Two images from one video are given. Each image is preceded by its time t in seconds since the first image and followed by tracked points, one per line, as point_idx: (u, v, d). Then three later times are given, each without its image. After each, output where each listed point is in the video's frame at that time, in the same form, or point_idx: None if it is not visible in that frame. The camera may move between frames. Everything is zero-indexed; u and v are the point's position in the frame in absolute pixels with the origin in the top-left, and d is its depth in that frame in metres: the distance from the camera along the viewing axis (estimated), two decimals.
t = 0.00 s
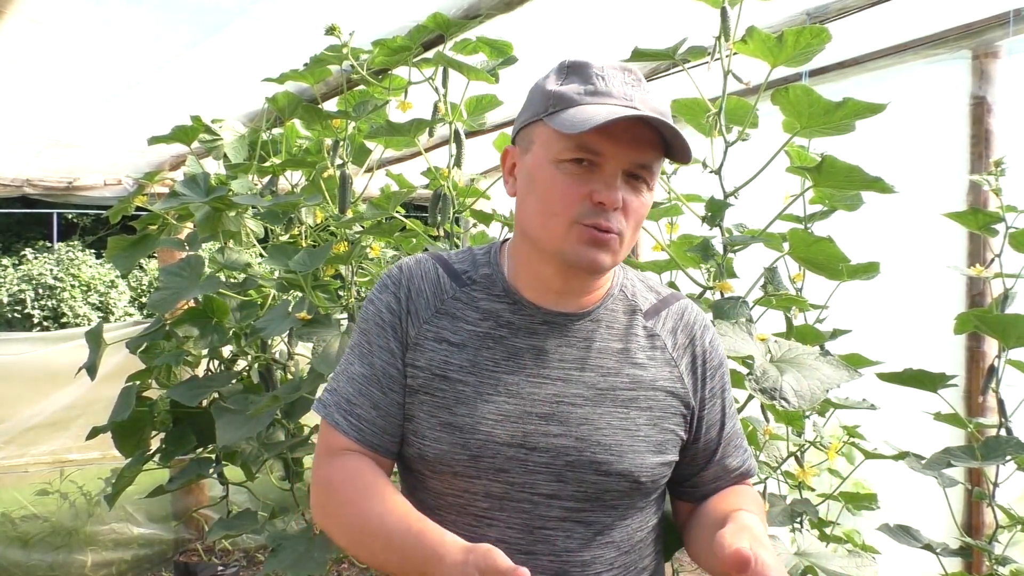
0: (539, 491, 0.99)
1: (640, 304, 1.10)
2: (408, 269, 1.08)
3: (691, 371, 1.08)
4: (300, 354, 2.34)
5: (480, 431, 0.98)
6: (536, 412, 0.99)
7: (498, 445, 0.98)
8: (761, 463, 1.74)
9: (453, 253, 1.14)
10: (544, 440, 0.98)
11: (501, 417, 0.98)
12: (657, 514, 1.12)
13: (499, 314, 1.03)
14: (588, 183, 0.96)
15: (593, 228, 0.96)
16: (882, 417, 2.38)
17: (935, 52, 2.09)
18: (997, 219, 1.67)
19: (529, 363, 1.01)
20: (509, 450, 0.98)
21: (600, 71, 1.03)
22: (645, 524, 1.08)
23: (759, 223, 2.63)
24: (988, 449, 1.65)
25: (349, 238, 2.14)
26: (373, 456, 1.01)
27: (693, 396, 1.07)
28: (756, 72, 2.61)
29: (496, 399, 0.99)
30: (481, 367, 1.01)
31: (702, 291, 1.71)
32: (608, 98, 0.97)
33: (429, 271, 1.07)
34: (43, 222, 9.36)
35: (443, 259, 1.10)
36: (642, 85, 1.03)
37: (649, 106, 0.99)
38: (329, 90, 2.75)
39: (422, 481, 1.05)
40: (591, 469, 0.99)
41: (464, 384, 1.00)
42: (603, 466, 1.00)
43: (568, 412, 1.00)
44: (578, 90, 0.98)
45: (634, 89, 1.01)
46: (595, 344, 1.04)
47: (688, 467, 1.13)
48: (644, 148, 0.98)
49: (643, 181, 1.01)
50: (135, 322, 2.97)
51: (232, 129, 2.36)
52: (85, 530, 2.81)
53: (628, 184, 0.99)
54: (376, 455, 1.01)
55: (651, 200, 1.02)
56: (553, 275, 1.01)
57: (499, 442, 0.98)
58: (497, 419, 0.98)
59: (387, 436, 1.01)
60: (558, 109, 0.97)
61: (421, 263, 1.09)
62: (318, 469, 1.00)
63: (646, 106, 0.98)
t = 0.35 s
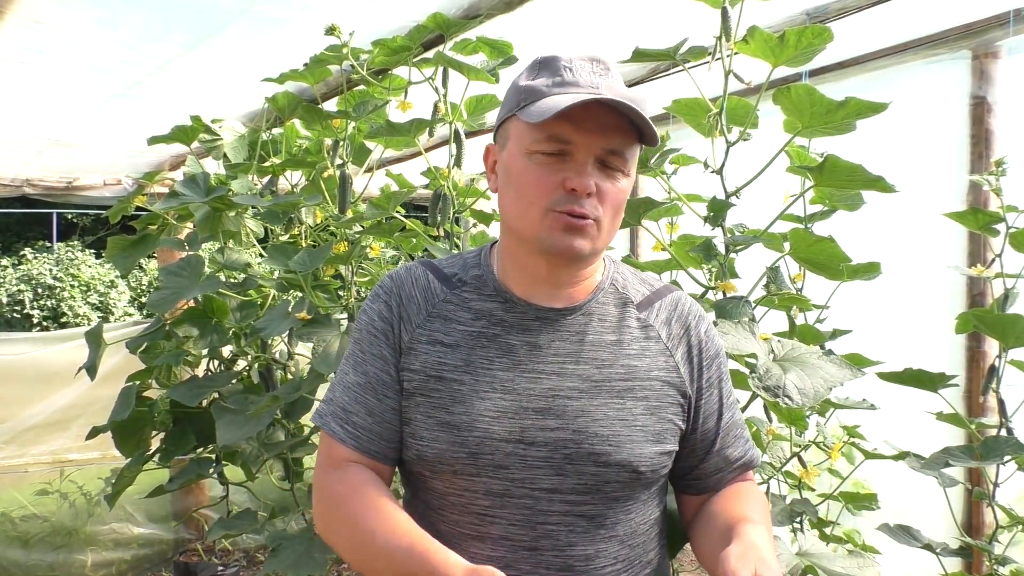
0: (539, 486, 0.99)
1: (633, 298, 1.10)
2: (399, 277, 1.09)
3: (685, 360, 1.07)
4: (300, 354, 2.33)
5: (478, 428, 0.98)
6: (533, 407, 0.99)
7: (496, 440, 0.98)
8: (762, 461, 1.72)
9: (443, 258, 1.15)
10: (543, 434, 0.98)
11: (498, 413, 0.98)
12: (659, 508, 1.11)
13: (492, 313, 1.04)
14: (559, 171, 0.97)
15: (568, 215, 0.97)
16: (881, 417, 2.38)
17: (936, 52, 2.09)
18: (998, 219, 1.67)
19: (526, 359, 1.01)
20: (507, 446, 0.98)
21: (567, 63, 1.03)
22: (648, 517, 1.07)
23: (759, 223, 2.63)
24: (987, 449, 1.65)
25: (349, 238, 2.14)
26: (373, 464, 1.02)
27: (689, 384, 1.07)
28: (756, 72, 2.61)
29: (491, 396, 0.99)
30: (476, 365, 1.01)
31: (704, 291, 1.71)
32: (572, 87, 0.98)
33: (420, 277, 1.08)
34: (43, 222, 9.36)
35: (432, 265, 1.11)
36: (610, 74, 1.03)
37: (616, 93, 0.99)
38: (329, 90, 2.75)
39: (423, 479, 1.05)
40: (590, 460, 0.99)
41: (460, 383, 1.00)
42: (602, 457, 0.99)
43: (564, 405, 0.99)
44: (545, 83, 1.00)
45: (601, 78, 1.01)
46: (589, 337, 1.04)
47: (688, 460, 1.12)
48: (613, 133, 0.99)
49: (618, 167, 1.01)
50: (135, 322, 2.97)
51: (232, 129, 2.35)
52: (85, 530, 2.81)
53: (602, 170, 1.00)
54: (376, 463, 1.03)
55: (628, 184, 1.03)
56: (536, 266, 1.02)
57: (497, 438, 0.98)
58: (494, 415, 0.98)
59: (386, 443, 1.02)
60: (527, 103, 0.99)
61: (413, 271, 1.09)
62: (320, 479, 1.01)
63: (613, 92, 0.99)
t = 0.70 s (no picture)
0: (536, 475, 0.99)
1: (630, 293, 1.10)
2: (398, 277, 1.10)
3: (682, 353, 1.07)
4: (300, 354, 2.34)
5: (474, 417, 0.98)
6: (529, 396, 0.99)
7: (492, 429, 0.98)
8: (761, 461, 1.72)
9: (442, 260, 1.15)
10: (539, 422, 0.98)
11: (494, 403, 0.99)
12: (660, 501, 1.10)
13: (488, 307, 1.05)
14: (509, 164, 1.00)
15: (526, 203, 0.99)
16: (881, 417, 2.38)
17: (936, 52, 2.09)
18: (997, 219, 1.67)
19: (522, 349, 1.01)
20: (504, 435, 0.98)
21: (499, 61, 1.03)
22: (649, 509, 1.07)
23: (759, 223, 2.63)
24: (986, 449, 1.65)
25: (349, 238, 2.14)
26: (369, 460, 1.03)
27: (685, 376, 1.06)
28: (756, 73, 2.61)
29: (487, 386, 0.99)
30: (472, 356, 1.01)
31: (703, 291, 1.71)
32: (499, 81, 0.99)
33: (418, 277, 1.09)
34: (44, 222, 9.36)
35: (431, 267, 1.12)
36: (542, 62, 1.01)
37: (545, 78, 0.98)
38: (329, 90, 2.75)
39: (420, 473, 1.05)
40: (587, 448, 0.98)
41: (456, 374, 1.00)
42: (600, 445, 0.99)
43: (561, 394, 0.99)
44: (481, 87, 1.02)
45: (531, 67, 1.00)
46: (585, 328, 1.04)
47: (687, 454, 1.12)
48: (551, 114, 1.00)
49: (570, 146, 1.01)
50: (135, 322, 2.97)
51: (232, 129, 2.35)
52: (84, 530, 2.81)
53: (552, 153, 1.01)
54: (371, 458, 1.03)
55: (585, 159, 1.02)
56: (516, 260, 1.05)
57: (493, 427, 0.98)
58: (490, 405, 0.98)
59: (382, 439, 1.03)
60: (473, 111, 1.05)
61: (411, 272, 1.10)
62: (317, 477, 1.01)
63: (542, 76, 0.99)
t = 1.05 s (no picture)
0: (532, 472, 0.99)
1: (628, 294, 1.09)
2: (397, 279, 1.10)
3: (679, 353, 1.06)
4: (300, 354, 2.33)
5: (470, 416, 0.98)
6: (525, 395, 0.99)
7: (487, 427, 0.98)
8: (760, 461, 1.72)
9: (442, 262, 1.15)
10: (535, 421, 0.98)
11: (490, 402, 0.99)
12: (658, 500, 1.10)
13: (485, 308, 1.05)
14: (473, 187, 0.99)
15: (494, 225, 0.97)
16: (881, 417, 2.38)
17: (936, 52, 2.11)
18: (997, 219, 1.67)
19: (519, 348, 1.01)
20: (500, 433, 0.98)
21: (457, 80, 1.05)
22: (647, 507, 1.07)
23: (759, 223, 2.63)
24: (986, 449, 1.65)
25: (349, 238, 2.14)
26: (368, 461, 1.04)
27: (682, 376, 1.06)
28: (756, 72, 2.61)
29: (483, 386, 0.99)
30: (470, 355, 1.01)
31: (701, 291, 1.70)
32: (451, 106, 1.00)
33: (415, 279, 1.09)
34: (44, 222, 9.36)
35: (429, 269, 1.11)
36: (493, 76, 1.01)
37: (490, 98, 0.99)
38: (329, 90, 2.75)
39: (417, 472, 1.05)
40: (583, 447, 0.98)
41: (453, 375, 1.00)
42: (596, 443, 0.98)
43: (557, 393, 0.99)
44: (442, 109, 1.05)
45: (480, 86, 1.00)
46: (581, 327, 1.04)
47: (686, 453, 1.12)
48: (505, 134, 0.95)
49: (531, 160, 0.96)
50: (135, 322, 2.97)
51: (232, 129, 2.35)
52: (84, 530, 2.80)
53: (513, 170, 0.97)
54: (369, 457, 1.05)
55: (549, 171, 0.97)
56: (501, 271, 1.04)
57: (490, 426, 0.98)
58: (486, 405, 0.99)
59: (380, 439, 1.04)
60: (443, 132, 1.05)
61: (409, 274, 1.10)
62: (315, 475, 1.03)
63: (486, 98, 0.99)
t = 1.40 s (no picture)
0: (527, 478, 0.99)
1: (621, 296, 1.08)
2: (388, 285, 1.10)
3: (672, 356, 1.06)
4: (300, 354, 2.34)
5: (464, 423, 0.99)
6: (518, 401, 0.99)
7: (482, 432, 0.99)
8: (760, 461, 1.71)
9: (433, 265, 1.15)
10: (528, 427, 0.98)
11: (483, 409, 0.99)
12: (652, 502, 1.10)
13: (476, 313, 1.05)
14: (475, 193, 0.98)
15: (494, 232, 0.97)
16: (881, 417, 2.38)
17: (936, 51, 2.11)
18: (997, 219, 1.67)
19: (513, 353, 1.02)
20: (494, 439, 0.98)
21: (462, 80, 1.05)
22: (642, 510, 1.07)
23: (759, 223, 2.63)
24: (986, 449, 1.65)
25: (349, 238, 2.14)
26: (360, 468, 1.07)
27: (675, 378, 1.06)
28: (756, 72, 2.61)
29: (476, 393, 1.00)
30: (463, 361, 1.02)
31: (701, 291, 1.70)
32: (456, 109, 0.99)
33: (406, 284, 1.09)
34: (44, 223, 9.36)
35: (420, 272, 1.11)
36: (500, 81, 1.01)
37: (498, 104, 0.99)
38: (330, 90, 2.75)
39: (414, 475, 1.05)
40: (577, 452, 0.98)
41: (445, 382, 1.01)
42: (589, 449, 0.99)
43: (549, 398, 0.99)
44: (445, 109, 1.04)
45: (487, 90, 1.01)
46: (574, 332, 1.04)
47: (680, 454, 1.12)
48: (510, 141, 0.95)
49: (535, 168, 0.96)
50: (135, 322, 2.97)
51: (232, 129, 2.35)
52: (84, 530, 2.81)
53: (516, 178, 0.97)
54: (362, 466, 1.07)
55: (553, 180, 0.97)
56: (497, 279, 1.04)
57: (483, 433, 0.99)
58: (478, 412, 0.99)
59: (370, 447, 1.06)
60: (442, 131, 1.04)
61: (401, 279, 1.10)
62: (314, 480, 1.06)
63: (494, 104, 0.99)
